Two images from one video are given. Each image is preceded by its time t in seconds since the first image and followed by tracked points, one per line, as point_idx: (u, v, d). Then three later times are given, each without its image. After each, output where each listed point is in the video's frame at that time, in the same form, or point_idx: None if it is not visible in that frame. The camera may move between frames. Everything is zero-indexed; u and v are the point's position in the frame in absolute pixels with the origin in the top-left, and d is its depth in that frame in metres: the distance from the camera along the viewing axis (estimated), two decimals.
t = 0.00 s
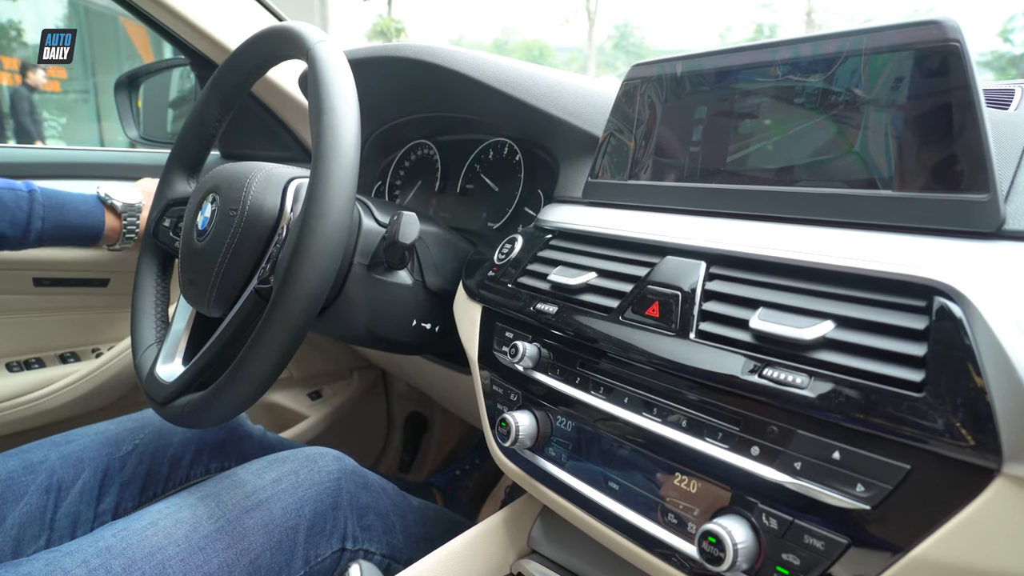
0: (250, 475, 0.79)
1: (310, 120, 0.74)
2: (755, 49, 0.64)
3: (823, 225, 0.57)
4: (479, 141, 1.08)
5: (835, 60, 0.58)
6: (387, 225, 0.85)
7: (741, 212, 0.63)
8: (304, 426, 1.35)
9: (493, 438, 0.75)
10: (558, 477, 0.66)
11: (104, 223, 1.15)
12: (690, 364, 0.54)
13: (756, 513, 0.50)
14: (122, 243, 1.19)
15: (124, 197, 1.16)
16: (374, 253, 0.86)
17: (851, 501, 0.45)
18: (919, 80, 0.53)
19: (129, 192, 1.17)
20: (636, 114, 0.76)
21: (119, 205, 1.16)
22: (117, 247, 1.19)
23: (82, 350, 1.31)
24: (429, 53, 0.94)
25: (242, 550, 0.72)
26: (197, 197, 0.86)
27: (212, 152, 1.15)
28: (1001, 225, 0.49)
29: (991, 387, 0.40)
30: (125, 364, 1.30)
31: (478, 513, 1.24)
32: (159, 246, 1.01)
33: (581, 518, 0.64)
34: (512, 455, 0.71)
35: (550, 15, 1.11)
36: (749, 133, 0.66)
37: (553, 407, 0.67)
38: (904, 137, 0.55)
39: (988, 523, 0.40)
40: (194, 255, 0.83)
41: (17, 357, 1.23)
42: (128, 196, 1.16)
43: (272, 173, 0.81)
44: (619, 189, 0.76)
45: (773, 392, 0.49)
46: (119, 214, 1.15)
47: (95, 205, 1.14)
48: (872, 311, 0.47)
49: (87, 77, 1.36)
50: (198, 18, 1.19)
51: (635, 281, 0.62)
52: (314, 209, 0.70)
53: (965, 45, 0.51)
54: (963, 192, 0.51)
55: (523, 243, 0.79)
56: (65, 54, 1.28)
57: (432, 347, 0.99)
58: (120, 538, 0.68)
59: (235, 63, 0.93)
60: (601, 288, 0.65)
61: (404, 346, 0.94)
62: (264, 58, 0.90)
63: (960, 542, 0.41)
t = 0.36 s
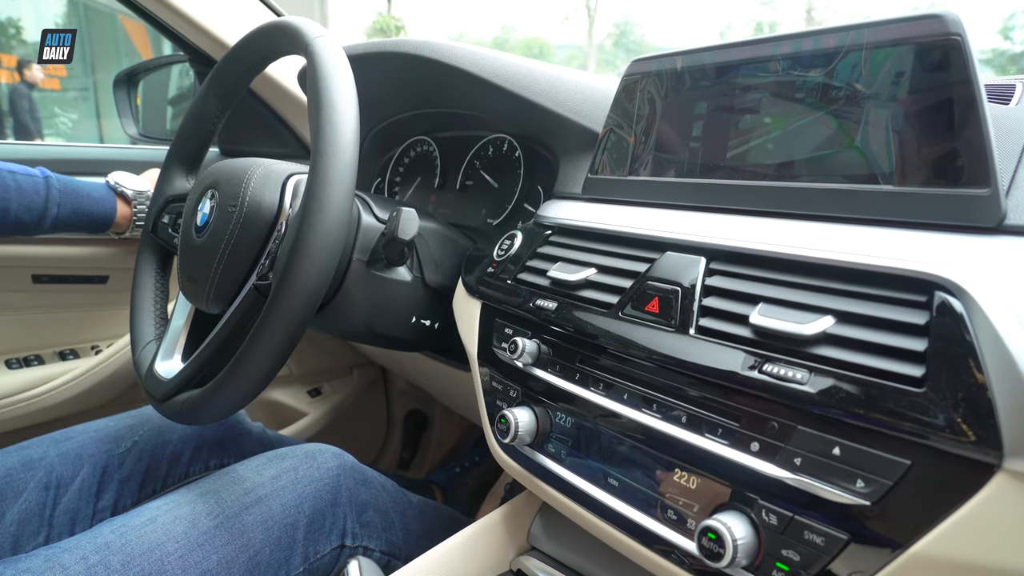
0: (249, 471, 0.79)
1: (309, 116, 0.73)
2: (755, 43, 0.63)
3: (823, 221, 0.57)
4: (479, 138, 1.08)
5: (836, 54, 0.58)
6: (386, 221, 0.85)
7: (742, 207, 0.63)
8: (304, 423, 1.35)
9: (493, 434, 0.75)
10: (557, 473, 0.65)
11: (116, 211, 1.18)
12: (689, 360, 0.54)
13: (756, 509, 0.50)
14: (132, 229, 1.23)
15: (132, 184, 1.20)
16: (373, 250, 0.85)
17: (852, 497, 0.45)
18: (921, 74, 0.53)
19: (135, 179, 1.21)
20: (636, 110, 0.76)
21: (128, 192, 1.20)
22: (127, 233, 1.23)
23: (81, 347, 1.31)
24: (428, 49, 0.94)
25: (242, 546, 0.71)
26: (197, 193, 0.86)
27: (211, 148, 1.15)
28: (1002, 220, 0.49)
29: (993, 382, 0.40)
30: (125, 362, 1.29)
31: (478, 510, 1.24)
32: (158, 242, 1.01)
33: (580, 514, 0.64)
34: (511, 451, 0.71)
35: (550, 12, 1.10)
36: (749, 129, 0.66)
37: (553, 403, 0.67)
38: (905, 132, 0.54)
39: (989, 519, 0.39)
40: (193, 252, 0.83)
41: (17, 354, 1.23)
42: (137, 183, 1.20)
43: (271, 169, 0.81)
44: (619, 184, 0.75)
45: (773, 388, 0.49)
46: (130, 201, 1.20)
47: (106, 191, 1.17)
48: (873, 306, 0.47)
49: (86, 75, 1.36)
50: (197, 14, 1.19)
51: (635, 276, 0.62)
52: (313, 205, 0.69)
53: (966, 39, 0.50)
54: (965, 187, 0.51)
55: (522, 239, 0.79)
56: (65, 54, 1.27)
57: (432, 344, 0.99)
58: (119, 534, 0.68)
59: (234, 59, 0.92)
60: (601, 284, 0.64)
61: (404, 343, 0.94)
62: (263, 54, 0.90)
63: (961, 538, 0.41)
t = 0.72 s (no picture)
0: (250, 469, 0.79)
1: (310, 113, 0.73)
2: (758, 40, 0.63)
3: (826, 218, 0.56)
4: (480, 135, 1.08)
5: (839, 50, 0.58)
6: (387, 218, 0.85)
7: (744, 205, 0.62)
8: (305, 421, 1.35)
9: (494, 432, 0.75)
10: (559, 471, 0.65)
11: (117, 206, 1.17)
12: (692, 358, 0.54)
13: (759, 507, 0.50)
14: (131, 222, 1.24)
15: (131, 179, 1.20)
16: (374, 247, 0.85)
17: (855, 495, 0.45)
18: (924, 70, 0.53)
19: (134, 174, 1.21)
20: (638, 107, 0.76)
21: (128, 187, 1.19)
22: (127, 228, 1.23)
23: (82, 344, 1.30)
24: (429, 45, 0.94)
25: (243, 544, 0.71)
26: (198, 190, 0.86)
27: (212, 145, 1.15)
28: (1006, 218, 0.48)
29: (997, 380, 0.40)
30: (125, 359, 1.29)
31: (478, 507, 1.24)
32: (158, 239, 1.00)
33: (582, 512, 0.64)
34: (513, 449, 0.70)
35: (550, 10, 1.10)
36: (751, 125, 0.66)
37: (554, 401, 0.66)
38: (909, 128, 0.54)
39: (993, 517, 0.39)
40: (194, 249, 0.83)
41: (18, 351, 1.23)
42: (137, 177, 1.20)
43: (272, 166, 0.81)
44: (621, 182, 0.75)
45: (776, 385, 0.49)
46: (130, 196, 1.19)
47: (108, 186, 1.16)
48: (877, 303, 0.47)
49: (87, 72, 1.34)
50: (198, 11, 1.18)
51: (637, 274, 0.62)
52: (314, 202, 0.69)
53: (971, 35, 0.50)
54: (968, 183, 0.50)
55: (524, 236, 0.79)
56: (65, 54, 1.24)
57: (434, 341, 0.99)
58: (120, 532, 0.68)
59: (234, 56, 0.92)
60: (603, 282, 0.64)
61: (405, 340, 0.94)
62: (264, 51, 0.89)
63: (965, 537, 0.40)
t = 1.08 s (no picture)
0: (249, 467, 0.78)
1: (308, 107, 0.73)
2: (759, 33, 0.63)
3: (828, 214, 0.56)
4: (480, 130, 1.07)
5: (842, 44, 0.57)
6: (386, 214, 0.84)
7: (745, 200, 0.62)
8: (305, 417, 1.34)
9: (494, 428, 0.74)
10: (559, 468, 0.65)
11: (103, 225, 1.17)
12: (693, 354, 0.53)
13: (759, 505, 0.50)
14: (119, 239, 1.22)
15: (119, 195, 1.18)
16: (373, 243, 0.85)
17: (857, 492, 0.45)
18: (927, 64, 0.52)
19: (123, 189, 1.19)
20: (638, 102, 0.75)
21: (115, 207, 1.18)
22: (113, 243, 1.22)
23: (80, 341, 1.30)
24: (429, 40, 0.93)
25: (242, 541, 0.71)
26: (196, 185, 0.85)
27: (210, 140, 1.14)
28: (1009, 213, 0.48)
29: (1000, 376, 0.40)
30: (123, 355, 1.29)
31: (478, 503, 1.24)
32: (156, 235, 1.00)
33: (582, 509, 0.63)
34: (513, 446, 0.70)
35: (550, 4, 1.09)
36: (751, 121, 0.65)
37: (554, 397, 0.66)
38: (911, 123, 0.54)
39: (997, 514, 0.39)
40: (192, 245, 0.83)
41: (15, 348, 1.22)
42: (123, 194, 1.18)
43: (270, 162, 0.80)
44: (621, 177, 0.75)
45: (777, 382, 0.48)
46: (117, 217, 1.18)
47: (93, 204, 1.15)
48: (879, 300, 0.46)
49: (86, 68, 1.33)
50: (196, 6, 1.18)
51: (638, 270, 0.61)
52: (312, 197, 0.69)
53: (974, 28, 0.50)
54: (971, 179, 0.50)
55: (523, 232, 0.78)
56: (65, 54, 1.23)
57: (433, 337, 0.98)
58: (118, 529, 0.68)
59: (232, 50, 0.92)
60: (603, 278, 0.64)
61: (404, 336, 0.94)
62: (262, 46, 0.89)
63: (968, 535, 0.40)
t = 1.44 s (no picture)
0: (249, 466, 0.78)
1: (306, 106, 0.73)
2: (758, 33, 0.63)
3: (825, 214, 0.56)
4: (479, 128, 1.07)
5: (840, 43, 0.57)
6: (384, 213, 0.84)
7: (743, 200, 0.62)
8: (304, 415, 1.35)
9: (492, 427, 0.74)
10: (557, 467, 0.65)
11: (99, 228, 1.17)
12: (691, 355, 0.53)
13: (756, 506, 0.50)
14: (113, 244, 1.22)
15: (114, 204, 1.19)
16: (372, 242, 0.85)
17: (853, 494, 0.45)
18: (926, 64, 0.52)
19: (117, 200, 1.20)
20: (636, 101, 0.75)
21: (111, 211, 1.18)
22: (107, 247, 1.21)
23: (79, 339, 1.30)
24: (427, 38, 0.93)
25: (241, 540, 0.71)
26: (195, 184, 0.85)
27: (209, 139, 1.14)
28: (1007, 214, 0.48)
29: (997, 377, 0.40)
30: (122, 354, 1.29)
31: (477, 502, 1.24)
32: (155, 234, 1.00)
33: (579, 509, 0.63)
34: (511, 446, 0.70)
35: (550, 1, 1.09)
36: (750, 120, 0.65)
37: (552, 397, 0.66)
38: (909, 124, 0.54)
39: (993, 516, 0.39)
40: (190, 244, 0.83)
41: (14, 346, 1.22)
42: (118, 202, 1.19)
43: (268, 161, 0.80)
44: (619, 176, 0.75)
45: (774, 383, 0.48)
46: (112, 221, 1.18)
47: (88, 207, 1.15)
48: (876, 300, 0.46)
49: (85, 64, 1.32)
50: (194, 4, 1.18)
51: (636, 270, 0.61)
52: (310, 196, 0.69)
53: (973, 28, 0.50)
54: (970, 179, 0.50)
55: (522, 231, 0.78)
56: (65, 54, 1.25)
57: (432, 336, 0.98)
58: (117, 529, 0.68)
59: (230, 49, 0.92)
60: (601, 278, 0.64)
61: (403, 335, 0.94)
62: (260, 45, 0.89)
63: (965, 536, 0.40)
